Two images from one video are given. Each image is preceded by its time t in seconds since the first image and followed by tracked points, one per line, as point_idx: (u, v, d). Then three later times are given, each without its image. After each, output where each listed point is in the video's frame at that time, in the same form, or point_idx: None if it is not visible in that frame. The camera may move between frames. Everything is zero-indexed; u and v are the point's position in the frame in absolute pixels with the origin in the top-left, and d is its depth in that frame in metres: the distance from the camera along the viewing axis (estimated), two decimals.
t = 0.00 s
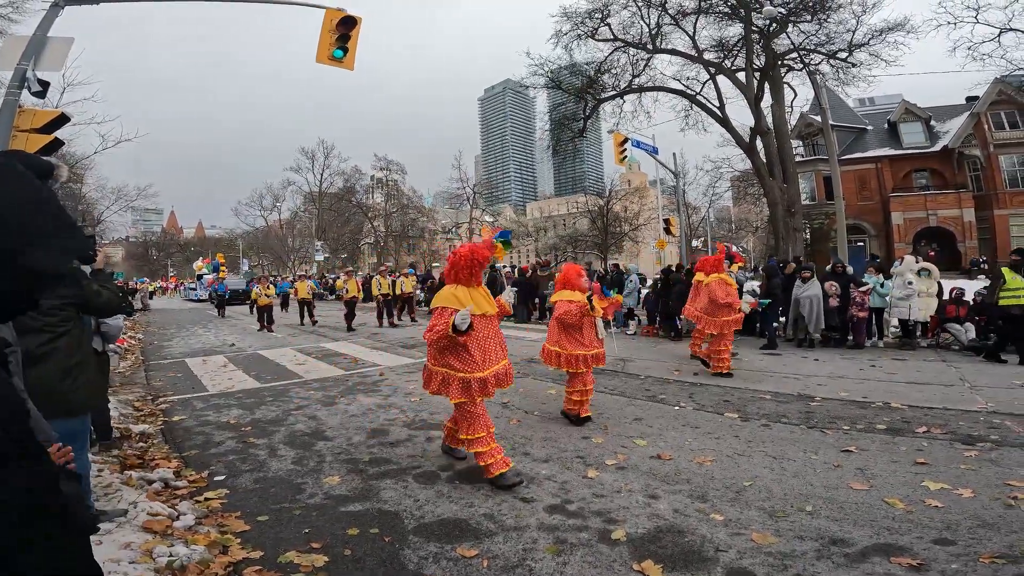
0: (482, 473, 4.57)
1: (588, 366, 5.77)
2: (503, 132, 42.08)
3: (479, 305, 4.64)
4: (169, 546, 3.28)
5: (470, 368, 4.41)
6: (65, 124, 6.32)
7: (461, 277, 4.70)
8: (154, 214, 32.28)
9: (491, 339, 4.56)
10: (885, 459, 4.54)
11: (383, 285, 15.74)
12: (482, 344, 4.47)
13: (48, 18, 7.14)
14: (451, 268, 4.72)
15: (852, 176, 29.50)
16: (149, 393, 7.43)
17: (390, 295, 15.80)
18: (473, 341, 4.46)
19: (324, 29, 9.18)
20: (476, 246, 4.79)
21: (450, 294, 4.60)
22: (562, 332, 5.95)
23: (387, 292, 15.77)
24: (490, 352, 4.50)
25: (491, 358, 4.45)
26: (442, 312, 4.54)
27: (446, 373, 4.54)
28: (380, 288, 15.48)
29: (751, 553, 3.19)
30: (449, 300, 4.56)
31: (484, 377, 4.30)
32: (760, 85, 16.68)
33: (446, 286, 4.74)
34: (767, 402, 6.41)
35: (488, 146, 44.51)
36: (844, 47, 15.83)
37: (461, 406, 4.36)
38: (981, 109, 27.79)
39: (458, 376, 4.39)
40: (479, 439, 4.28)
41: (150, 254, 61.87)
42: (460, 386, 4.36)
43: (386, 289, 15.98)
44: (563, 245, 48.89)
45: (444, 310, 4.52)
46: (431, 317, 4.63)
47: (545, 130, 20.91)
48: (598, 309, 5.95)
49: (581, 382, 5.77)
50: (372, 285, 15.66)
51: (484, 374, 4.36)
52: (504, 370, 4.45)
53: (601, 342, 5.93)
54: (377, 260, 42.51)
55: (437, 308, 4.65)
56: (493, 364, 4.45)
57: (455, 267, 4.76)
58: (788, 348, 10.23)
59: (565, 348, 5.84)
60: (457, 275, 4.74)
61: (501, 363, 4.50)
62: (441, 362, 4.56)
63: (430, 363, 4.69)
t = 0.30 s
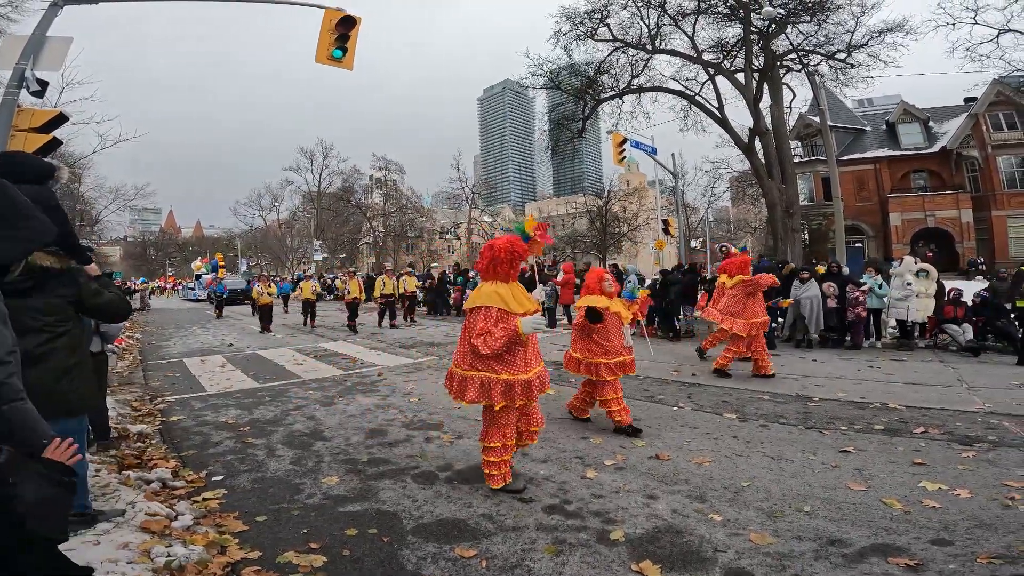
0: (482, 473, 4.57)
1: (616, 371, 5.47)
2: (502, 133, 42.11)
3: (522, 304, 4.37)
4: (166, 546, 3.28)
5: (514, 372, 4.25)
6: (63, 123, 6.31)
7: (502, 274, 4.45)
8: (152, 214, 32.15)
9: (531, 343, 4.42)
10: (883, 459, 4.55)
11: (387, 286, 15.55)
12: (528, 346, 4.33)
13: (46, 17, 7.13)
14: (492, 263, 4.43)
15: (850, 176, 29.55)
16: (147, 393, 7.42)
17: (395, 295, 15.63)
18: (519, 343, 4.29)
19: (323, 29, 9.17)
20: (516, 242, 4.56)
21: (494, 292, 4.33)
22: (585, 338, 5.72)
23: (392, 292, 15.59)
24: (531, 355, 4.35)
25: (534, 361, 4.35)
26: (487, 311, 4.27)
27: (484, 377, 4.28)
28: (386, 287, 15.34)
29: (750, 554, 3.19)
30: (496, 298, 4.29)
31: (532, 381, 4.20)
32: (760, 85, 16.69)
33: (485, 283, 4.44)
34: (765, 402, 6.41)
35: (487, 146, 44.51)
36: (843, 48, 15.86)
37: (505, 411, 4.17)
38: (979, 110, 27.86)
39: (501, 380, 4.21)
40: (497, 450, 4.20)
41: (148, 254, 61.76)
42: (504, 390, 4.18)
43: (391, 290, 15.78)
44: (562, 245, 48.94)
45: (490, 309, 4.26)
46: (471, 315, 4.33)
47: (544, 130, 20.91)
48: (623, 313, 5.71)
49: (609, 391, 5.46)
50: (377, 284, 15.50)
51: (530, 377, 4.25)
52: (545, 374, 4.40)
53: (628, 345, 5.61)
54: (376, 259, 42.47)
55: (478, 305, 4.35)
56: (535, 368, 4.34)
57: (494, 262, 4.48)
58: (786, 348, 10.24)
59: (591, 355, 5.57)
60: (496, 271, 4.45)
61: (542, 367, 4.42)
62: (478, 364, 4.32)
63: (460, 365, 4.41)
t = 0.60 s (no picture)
0: (481, 473, 4.58)
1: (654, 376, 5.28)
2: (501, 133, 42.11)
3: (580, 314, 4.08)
4: (164, 546, 3.27)
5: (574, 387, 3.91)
6: (62, 122, 6.30)
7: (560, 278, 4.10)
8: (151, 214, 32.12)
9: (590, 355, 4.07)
10: (880, 460, 4.56)
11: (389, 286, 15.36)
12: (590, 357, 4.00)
13: (45, 16, 7.11)
14: (548, 266, 4.07)
15: (849, 177, 29.59)
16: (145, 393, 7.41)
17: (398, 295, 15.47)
18: (581, 354, 3.97)
19: (322, 28, 9.16)
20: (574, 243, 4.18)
21: (554, 298, 3.98)
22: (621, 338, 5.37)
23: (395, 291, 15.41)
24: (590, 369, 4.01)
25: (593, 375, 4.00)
26: (546, 319, 3.92)
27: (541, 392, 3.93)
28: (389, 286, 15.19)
29: (747, 554, 3.19)
30: (556, 305, 3.95)
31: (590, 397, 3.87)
32: (759, 86, 16.70)
33: (541, 288, 4.07)
34: (763, 402, 6.41)
35: (486, 146, 44.53)
36: (842, 49, 15.88)
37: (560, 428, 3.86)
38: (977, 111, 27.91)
39: (562, 394, 3.88)
40: (518, 450, 4.11)
41: (146, 253, 61.70)
42: (565, 405, 3.87)
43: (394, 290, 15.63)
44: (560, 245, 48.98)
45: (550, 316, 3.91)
46: (527, 323, 3.97)
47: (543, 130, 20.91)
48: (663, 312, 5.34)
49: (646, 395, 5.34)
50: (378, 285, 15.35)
51: (592, 391, 3.92)
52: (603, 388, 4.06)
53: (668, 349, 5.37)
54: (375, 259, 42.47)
55: (535, 312, 3.98)
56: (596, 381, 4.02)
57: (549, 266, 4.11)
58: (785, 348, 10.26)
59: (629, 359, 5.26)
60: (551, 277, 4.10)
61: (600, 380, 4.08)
62: (534, 377, 3.97)
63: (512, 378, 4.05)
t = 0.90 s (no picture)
0: (479, 473, 4.58)
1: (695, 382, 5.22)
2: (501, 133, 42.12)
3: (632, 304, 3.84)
4: (162, 546, 3.27)
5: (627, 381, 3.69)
6: (62, 122, 6.30)
7: (613, 268, 3.88)
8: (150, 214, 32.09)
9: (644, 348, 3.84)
10: (879, 460, 4.56)
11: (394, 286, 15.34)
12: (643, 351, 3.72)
13: (45, 16, 7.12)
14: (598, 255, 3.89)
15: (848, 178, 29.61)
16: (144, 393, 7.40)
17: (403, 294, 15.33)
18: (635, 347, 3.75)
19: (322, 28, 9.16)
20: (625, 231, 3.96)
21: (604, 286, 3.76)
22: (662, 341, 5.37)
23: (399, 291, 15.26)
24: (646, 364, 3.78)
25: (649, 371, 3.76)
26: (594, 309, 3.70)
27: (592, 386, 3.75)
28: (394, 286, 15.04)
29: (746, 554, 3.19)
30: (605, 294, 3.72)
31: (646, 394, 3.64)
32: (758, 86, 16.70)
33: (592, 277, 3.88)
34: (761, 403, 6.41)
35: (486, 146, 44.55)
36: (841, 49, 15.89)
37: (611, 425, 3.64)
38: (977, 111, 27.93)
39: (613, 390, 3.66)
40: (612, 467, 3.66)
41: (146, 253, 61.69)
42: (616, 401, 3.63)
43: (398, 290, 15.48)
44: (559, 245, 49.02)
45: (599, 305, 3.69)
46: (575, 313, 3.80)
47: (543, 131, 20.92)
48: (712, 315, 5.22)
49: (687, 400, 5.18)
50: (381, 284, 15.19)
51: (645, 388, 3.67)
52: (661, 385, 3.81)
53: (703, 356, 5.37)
54: (374, 259, 42.47)
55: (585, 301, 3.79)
56: (650, 377, 3.74)
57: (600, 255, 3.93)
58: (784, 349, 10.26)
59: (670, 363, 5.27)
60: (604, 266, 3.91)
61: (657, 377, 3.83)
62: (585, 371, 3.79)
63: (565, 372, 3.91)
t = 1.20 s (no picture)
0: (479, 473, 4.58)
1: (737, 389, 4.90)
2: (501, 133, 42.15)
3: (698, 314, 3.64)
4: (163, 545, 3.28)
5: (688, 398, 3.41)
6: (63, 121, 6.30)
7: (672, 275, 3.68)
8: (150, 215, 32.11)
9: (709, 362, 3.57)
10: (878, 460, 4.56)
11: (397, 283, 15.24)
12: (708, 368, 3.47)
13: (46, 16, 7.12)
14: (661, 262, 3.69)
15: (848, 178, 29.63)
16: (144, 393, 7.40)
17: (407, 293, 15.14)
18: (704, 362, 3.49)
19: (322, 28, 9.17)
20: (691, 240, 3.77)
21: (670, 297, 3.54)
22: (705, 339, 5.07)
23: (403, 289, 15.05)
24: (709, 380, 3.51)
25: (711, 387, 3.48)
26: (659, 321, 3.50)
27: (648, 401, 3.51)
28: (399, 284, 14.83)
29: (746, 554, 3.19)
30: (670, 304, 3.51)
31: (710, 412, 3.36)
32: (758, 87, 16.70)
33: (653, 287, 3.67)
34: (761, 403, 6.40)
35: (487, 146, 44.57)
36: (841, 50, 15.89)
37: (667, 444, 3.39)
38: (977, 112, 27.95)
39: (670, 407, 3.41)
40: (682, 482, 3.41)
41: (146, 253, 61.72)
42: (673, 419, 3.38)
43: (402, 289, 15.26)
44: (559, 246, 49.05)
45: (664, 317, 3.49)
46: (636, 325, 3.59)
47: (543, 131, 20.93)
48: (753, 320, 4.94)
49: (730, 404, 4.74)
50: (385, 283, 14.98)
51: (706, 409, 3.40)
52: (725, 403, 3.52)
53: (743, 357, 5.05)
54: (374, 260, 42.50)
55: (646, 311, 3.58)
56: (712, 398, 3.48)
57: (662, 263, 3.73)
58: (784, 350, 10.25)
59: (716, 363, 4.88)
60: (662, 275, 3.72)
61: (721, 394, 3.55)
62: (641, 387, 3.56)
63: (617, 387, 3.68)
